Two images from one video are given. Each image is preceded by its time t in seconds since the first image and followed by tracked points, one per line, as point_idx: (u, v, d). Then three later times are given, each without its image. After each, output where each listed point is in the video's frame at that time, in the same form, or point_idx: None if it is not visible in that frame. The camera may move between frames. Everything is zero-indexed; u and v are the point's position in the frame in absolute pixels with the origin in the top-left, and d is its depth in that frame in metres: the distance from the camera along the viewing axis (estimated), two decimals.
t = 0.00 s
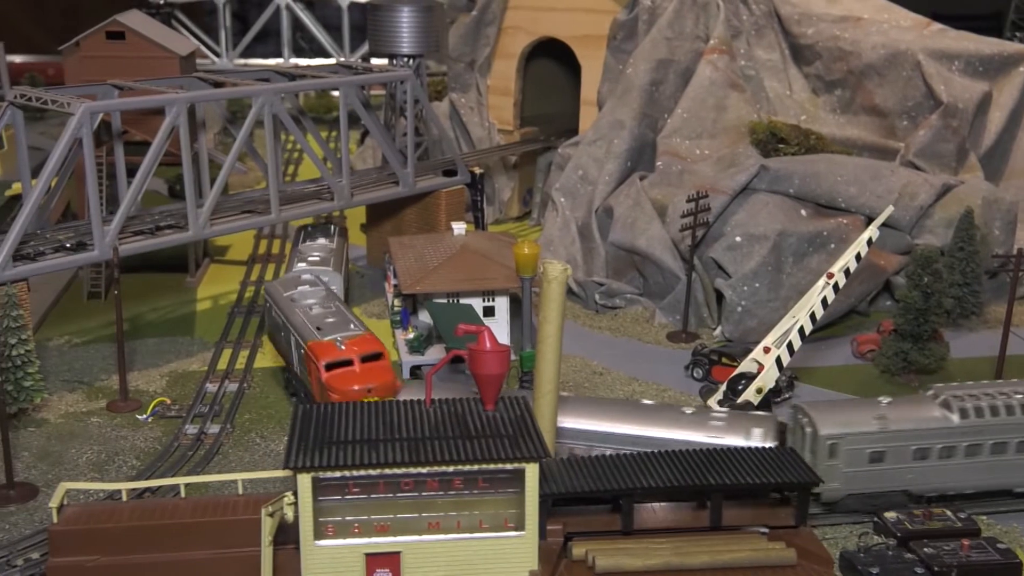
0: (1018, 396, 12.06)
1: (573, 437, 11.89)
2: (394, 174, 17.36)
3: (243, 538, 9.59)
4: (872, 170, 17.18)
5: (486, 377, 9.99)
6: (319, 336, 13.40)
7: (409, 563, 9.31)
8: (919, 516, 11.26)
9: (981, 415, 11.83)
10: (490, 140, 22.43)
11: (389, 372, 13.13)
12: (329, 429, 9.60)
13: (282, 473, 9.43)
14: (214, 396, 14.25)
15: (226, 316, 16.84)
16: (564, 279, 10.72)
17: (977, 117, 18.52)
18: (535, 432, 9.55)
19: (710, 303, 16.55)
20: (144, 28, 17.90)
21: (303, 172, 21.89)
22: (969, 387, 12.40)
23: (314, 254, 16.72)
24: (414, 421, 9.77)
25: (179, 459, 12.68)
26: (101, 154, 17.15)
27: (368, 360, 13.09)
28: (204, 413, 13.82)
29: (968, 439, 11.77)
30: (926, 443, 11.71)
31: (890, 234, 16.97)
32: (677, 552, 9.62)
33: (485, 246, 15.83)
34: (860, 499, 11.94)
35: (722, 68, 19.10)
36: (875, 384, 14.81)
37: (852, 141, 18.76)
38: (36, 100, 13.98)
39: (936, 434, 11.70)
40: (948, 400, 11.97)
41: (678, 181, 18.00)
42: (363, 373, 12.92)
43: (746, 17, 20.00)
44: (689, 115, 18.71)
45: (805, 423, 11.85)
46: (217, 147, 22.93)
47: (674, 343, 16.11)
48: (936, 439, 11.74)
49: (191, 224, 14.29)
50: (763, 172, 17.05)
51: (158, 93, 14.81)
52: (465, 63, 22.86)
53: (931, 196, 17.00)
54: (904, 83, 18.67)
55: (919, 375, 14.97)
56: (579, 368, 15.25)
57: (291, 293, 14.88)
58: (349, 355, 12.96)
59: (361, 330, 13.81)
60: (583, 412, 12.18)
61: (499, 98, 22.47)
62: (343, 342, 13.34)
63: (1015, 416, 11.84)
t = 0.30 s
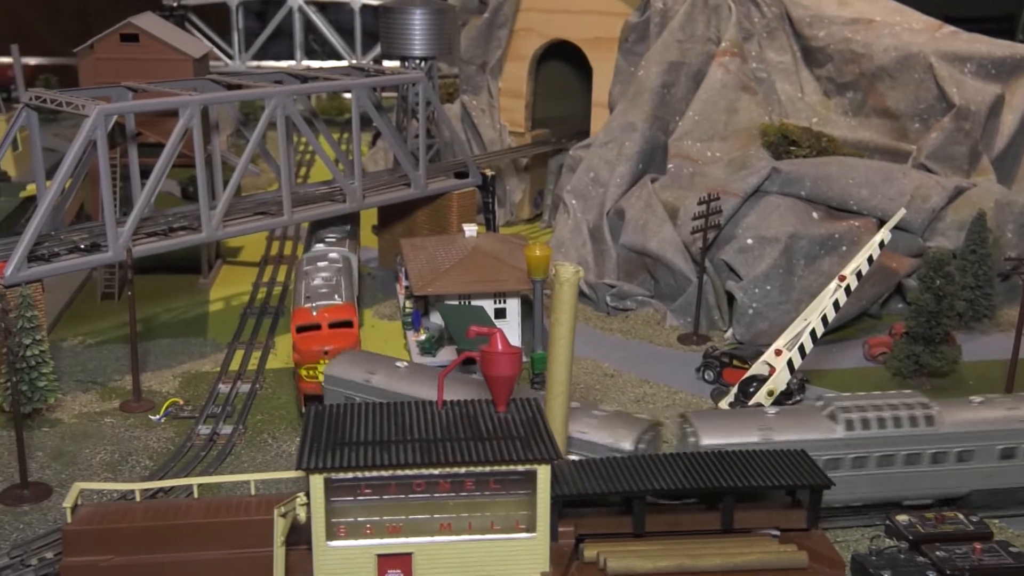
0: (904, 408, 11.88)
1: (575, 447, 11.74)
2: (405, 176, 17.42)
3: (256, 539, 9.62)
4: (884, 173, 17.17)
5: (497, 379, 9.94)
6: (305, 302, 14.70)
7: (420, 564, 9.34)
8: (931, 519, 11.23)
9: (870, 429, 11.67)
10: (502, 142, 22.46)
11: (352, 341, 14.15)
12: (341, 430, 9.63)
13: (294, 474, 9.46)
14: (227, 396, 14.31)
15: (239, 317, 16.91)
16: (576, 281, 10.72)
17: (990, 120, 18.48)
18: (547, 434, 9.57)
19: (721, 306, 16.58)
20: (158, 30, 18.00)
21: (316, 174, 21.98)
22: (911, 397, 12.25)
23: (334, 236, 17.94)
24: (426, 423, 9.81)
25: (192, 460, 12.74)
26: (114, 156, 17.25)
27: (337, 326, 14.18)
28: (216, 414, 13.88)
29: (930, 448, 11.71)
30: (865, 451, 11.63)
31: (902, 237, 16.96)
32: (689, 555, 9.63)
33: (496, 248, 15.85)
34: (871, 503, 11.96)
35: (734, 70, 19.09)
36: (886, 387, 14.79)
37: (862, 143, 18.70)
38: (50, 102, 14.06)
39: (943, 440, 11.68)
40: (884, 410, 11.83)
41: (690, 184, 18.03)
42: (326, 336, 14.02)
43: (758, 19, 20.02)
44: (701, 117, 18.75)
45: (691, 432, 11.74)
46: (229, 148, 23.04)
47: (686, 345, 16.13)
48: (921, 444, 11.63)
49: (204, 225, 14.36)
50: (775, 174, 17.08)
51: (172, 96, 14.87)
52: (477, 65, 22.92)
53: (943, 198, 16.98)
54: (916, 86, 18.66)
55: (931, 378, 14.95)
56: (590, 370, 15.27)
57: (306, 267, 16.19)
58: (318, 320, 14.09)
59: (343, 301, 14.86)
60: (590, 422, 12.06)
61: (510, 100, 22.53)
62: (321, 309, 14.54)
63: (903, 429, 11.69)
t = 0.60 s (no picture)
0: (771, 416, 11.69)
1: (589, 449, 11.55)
2: (415, 178, 17.48)
3: (266, 540, 9.66)
4: (892, 176, 17.18)
5: (506, 381, 9.98)
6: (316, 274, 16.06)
7: (429, 565, 9.39)
8: (939, 523, 11.22)
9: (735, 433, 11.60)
10: (511, 146, 22.52)
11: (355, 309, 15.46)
12: (350, 431, 9.67)
13: (303, 475, 9.52)
14: (237, 398, 14.39)
15: (249, 319, 16.98)
16: (585, 284, 10.62)
17: (999, 123, 18.47)
18: (555, 436, 9.60)
19: (730, 309, 16.62)
20: (170, 33, 18.13)
21: (325, 177, 22.10)
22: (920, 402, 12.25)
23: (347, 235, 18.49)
24: (435, 424, 9.85)
25: (202, 461, 12.80)
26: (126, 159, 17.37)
27: (343, 295, 15.62)
28: (226, 415, 13.95)
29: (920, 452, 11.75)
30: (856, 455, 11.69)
31: (910, 240, 16.97)
32: (698, 558, 9.66)
33: (505, 251, 15.91)
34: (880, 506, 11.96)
35: (742, 74, 19.16)
36: (895, 390, 14.81)
37: (871, 146, 18.74)
38: (63, 104, 14.17)
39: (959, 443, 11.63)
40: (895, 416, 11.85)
41: (698, 187, 18.08)
42: (332, 302, 15.44)
43: (766, 23, 20.10)
44: (709, 120, 18.82)
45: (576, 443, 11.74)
46: (240, 151, 23.18)
47: (694, 348, 16.16)
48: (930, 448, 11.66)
49: (215, 227, 14.44)
50: (784, 177, 17.14)
51: (184, 98, 14.96)
52: (486, 69, 22.92)
53: (951, 202, 16.98)
54: (925, 89, 18.68)
55: (940, 382, 14.95)
56: (598, 372, 15.30)
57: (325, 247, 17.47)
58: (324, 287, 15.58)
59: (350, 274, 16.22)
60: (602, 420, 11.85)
61: (519, 104, 22.62)
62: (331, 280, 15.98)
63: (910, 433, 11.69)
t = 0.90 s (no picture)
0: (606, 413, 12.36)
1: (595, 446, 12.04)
2: (422, 182, 17.51)
3: (275, 543, 9.70)
4: (900, 181, 17.18)
5: (514, 383, 10.13)
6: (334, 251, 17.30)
7: (437, 567, 9.43)
8: (947, 527, 11.22)
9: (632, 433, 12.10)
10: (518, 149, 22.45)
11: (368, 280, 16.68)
12: (358, 434, 9.71)
13: (312, 477, 9.56)
14: (246, 401, 14.44)
15: (258, 322, 17.03)
16: (593, 288, 10.74)
17: (1006, 127, 18.47)
18: (563, 439, 9.63)
19: (737, 312, 16.61)
20: (180, 38, 18.20)
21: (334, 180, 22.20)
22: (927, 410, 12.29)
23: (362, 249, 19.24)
24: (443, 427, 9.89)
25: (211, 464, 12.85)
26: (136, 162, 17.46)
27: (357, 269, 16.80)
28: (235, 417, 14.01)
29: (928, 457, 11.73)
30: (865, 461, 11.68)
31: (917, 245, 16.98)
32: (706, 561, 9.69)
33: (513, 254, 15.94)
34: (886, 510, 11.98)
35: (750, 78, 19.23)
36: (902, 394, 14.82)
37: (878, 150, 18.78)
38: (74, 108, 14.24)
39: (953, 449, 11.71)
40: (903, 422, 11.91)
41: (705, 191, 18.11)
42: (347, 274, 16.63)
43: (774, 28, 20.17)
44: (716, 124, 18.86)
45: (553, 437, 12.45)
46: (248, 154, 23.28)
47: (701, 351, 16.19)
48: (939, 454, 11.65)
49: (224, 230, 14.50)
50: (791, 181, 17.13)
51: (193, 102, 15.02)
52: (494, 73, 23.09)
53: (959, 206, 16.98)
54: (932, 94, 18.71)
55: (947, 386, 14.94)
56: (606, 376, 15.33)
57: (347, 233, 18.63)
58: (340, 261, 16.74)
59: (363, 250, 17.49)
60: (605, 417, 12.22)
61: (527, 107, 22.64)
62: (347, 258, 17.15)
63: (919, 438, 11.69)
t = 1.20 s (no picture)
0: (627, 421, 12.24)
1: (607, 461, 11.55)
2: (432, 186, 17.58)
3: (286, 544, 9.76)
4: (909, 185, 17.20)
5: (524, 387, 10.12)
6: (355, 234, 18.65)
7: (447, 569, 9.47)
8: (956, 531, 11.19)
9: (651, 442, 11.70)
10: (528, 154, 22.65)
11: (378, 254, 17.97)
12: (369, 437, 9.77)
13: (324, 479, 9.60)
14: (257, 403, 14.52)
15: (268, 325, 17.09)
16: (602, 290, 10.94)
17: (1016, 131, 18.47)
18: (572, 442, 9.67)
19: (746, 316, 16.63)
20: (192, 42, 18.31)
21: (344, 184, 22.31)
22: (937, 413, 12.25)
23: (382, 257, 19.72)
24: (454, 430, 9.95)
25: (223, 465, 12.92)
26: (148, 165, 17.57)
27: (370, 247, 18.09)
28: (246, 420, 14.09)
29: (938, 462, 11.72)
30: (876, 465, 11.65)
31: (927, 249, 17.00)
32: (715, 563, 9.71)
33: (522, 258, 16.02)
34: (895, 514, 12.01)
35: (759, 82, 19.36)
36: (912, 398, 14.83)
37: (887, 154, 18.77)
38: (88, 112, 14.33)
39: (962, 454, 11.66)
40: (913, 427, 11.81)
41: (715, 195, 18.14)
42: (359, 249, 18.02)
43: (783, 32, 20.36)
44: (726, 129, 18.93)
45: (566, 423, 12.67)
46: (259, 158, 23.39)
47: (710, 355, 16.21)
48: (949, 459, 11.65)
49: (235, 233, 14.58)
50: (800, 186, 17.14)
51: (206, 107, 15.13)
52: (503, 77, 23.12)
53: (968, 210, 17.01)
54: (942, 98, 18.73)
55: (957, 390, 14.95)
56: (616, 380, 15.35)
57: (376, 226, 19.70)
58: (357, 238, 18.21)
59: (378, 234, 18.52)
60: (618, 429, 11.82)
61: (537, 112, 22.70)
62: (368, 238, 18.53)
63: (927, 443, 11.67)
